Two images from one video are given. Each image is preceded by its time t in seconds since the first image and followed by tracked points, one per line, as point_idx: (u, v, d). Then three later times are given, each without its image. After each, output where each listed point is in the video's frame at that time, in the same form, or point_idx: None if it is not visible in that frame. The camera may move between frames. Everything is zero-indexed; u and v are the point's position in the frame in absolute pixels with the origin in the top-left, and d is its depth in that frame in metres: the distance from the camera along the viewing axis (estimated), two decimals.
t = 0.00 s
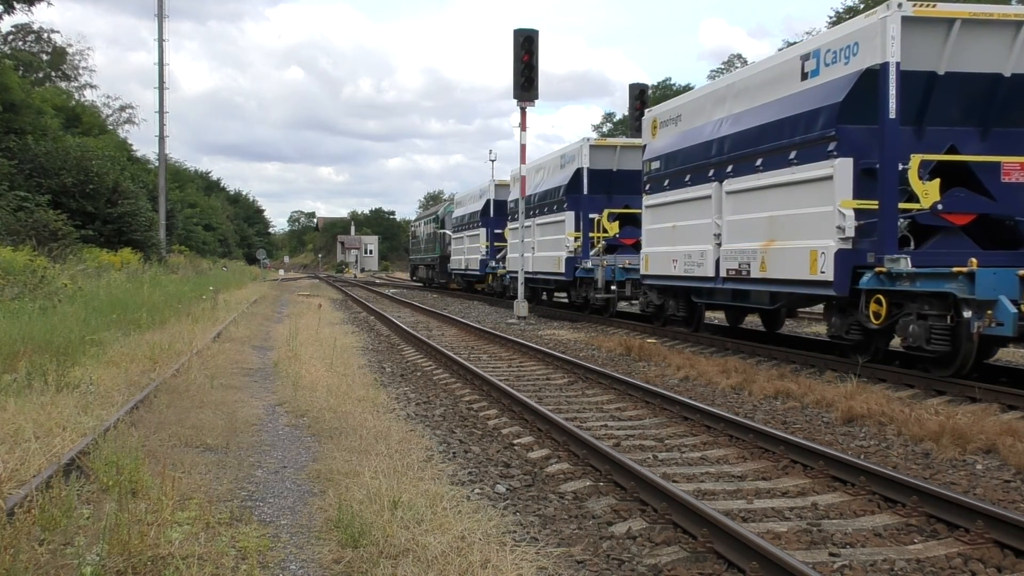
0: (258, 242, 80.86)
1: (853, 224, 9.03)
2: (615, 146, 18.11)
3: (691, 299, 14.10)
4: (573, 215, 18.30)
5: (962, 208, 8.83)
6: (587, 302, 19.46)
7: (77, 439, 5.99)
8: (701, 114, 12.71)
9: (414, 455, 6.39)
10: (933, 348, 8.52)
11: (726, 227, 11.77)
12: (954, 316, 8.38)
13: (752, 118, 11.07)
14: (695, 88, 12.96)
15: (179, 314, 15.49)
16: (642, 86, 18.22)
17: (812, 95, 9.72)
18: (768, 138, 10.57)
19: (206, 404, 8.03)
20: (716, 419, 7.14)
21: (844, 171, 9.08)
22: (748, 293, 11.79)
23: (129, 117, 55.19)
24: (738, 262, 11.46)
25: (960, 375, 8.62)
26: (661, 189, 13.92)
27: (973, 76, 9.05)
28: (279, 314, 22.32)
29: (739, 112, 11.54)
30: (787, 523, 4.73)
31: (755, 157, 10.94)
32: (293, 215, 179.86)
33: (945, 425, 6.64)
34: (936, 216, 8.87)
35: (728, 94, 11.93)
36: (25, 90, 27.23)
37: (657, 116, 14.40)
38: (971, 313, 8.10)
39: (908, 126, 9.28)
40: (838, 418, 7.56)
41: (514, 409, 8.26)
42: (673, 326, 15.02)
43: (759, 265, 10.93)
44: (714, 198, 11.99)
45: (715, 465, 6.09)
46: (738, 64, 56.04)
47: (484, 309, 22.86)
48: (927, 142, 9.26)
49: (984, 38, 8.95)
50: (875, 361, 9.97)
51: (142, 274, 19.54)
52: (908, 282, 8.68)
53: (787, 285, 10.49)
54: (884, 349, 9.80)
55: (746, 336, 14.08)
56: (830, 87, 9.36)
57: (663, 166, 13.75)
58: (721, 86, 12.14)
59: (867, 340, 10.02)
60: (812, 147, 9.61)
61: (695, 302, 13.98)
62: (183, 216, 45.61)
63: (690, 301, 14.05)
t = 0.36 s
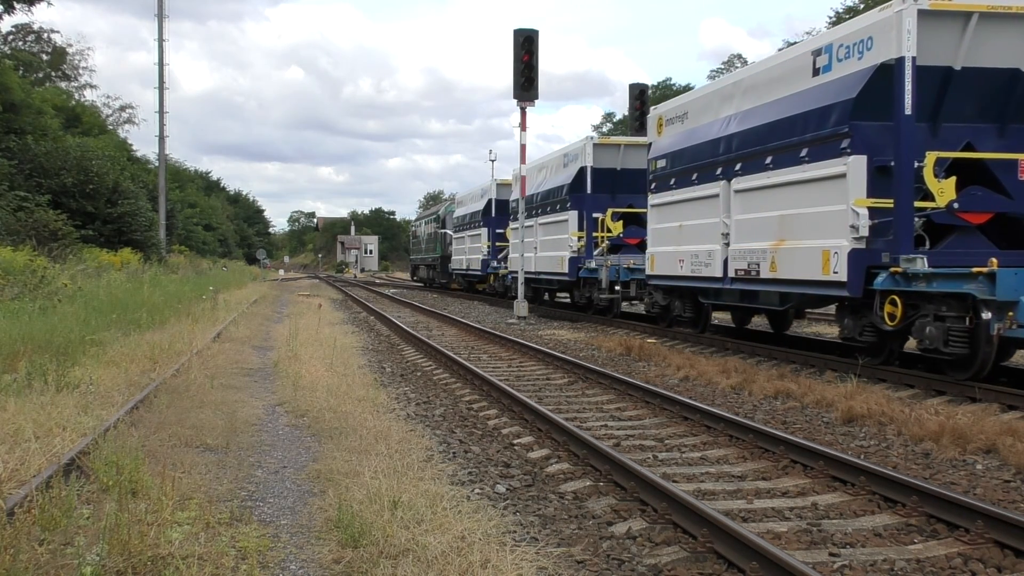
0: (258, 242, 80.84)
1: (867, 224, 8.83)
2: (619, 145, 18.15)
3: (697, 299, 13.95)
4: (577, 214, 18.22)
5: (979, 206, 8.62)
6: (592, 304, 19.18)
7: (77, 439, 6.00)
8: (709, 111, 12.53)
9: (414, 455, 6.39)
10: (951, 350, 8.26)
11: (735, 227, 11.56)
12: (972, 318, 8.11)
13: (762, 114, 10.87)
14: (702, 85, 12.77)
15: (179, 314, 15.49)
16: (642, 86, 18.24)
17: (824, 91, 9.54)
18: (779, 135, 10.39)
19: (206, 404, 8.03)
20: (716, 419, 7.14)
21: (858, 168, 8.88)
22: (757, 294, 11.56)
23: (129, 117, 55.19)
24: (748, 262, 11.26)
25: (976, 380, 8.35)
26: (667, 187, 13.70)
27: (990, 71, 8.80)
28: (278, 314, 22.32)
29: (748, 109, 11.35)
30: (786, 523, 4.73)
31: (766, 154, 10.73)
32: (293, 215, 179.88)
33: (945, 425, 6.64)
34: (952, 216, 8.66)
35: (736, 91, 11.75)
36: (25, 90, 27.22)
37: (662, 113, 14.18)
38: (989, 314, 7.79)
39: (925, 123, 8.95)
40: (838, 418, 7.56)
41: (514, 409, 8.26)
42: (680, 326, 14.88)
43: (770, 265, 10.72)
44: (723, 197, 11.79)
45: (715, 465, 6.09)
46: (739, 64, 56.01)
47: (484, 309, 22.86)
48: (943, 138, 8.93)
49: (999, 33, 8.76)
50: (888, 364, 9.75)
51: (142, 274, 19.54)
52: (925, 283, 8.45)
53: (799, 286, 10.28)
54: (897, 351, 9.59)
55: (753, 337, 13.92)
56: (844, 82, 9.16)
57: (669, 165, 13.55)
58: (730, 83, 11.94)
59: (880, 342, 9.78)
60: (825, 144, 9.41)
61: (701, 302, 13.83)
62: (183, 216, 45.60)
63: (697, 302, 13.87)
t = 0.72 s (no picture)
0: (258, 242, 80.85)
1: (881, 223, 8.53)
2: (622, 144, 18.12)
3: (703, 300, 13.68)
4: (580, 214, 18.18)
5: (997, 205, 8.45)
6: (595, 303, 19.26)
7: (77, 439, 6.00)
8: (716, 108, 12.23)
9: (413, 455, 6.39)
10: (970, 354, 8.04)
11: (743, 226, 11.23)
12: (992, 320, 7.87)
13: (771, 112, 10.58)
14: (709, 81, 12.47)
15: (179, 314, 15.50)
16: (642, 86, 18.30)
17: (836, 88, 9.25)
18: (789, 132, 10.09)
19: (206, 404, 8.03)
20: (716, 419, 7.14)
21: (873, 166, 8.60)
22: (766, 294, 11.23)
23: (129, 116, 55.22)
24: (757, 262, 10.92)
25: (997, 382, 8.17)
26: (672, 186, 13.40)
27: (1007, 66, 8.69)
28: (278, 314, 22.32)
29: (756, 105, 11.06)
30: (787, 523, 4.73)
31: (775, 152, 10.43)
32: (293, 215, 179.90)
33: (945, 425, 6.64)
34: (968, 215, 8.41)
35: (744, 88, 11.45)
36: (25, 90, 27.23)
37: (667, 111, 13.90)
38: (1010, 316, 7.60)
39: (940, 119, 8.88)
40: (838, 419, 7.56)
41: (514, 409, 8.26)
42: (685, 327, 14.69)
43: (779, 265, 10.38)
44: (730, 195, 11.46)
45: (715, 465, 6.08)
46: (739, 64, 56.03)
47: (484, 309, 22.86)
48: (959, 135, 8.85)
49: (1017, 25, 8.61)
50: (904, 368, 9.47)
51: (142, 274, 19.55)
52: (942, 284, 8.16)
53: (810, 287, 9.94)
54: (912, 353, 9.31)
55: (759, 339, 13.71)
56: (858, 78, 8.88)
57: (674, 163, 13.26)
58: (738, 79, 11.66)
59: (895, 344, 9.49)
60: (837, 142, 9.13)
61: (708, 303, 13.55)
62: (183, 216, 45.63)
63: (703, 303, 13.61)
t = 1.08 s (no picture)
0: (258, 242, 80.84)
1: (896, 222, 8.38)
2: (627, 142, 18.04)
3: (710, 300, 13.53)
4: (584, 213, 18.18)
5: (1014, 204, 8.25)
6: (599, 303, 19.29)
7: (77, 439, 5.99)
8: (724, 105, 12.08)
9: (414, 455, 6.39)
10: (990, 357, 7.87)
11: (752, 225, 11.08)
12: (1012, 323, 7.72)
13: (781, 108, 10.42)
14: (717, 78, 12.33)
15: (179, 315, 15.49)
16: (642, 86, 18.30)
17: (850, 83, 9.08)
18: (800, 129, 9.93)
19: (206, 404, 8.03)
20: (716, 419, 7.14)
21: (887, 163, 8.46)
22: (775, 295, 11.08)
23: (129, 117, 55.24)
24: (767, 262, 10.74)
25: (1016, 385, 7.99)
26: (678, 185, 13.29)
27: None
28: (278, 314, 22.32)
29: (766, 102, 10.90)
30: (787, 523, 4.73)
31: (786, 150, 10.27)
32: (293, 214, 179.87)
33: (945, 425, 6.64)
34: (986, 213, 8.24)
35: (754, 84, 11.29)
36: (25, 90, 27.22)
37: (674, 109, 13.80)
38: None
39: (957, 115, 8.84)
40: (838, 418, 7.57)
41: (514, 409, 8.26)
42: (691, 328, 14.55)
43: (790, 265, 10.21)
44: (739, 193, 11.31)
45: (715, 465, 6.08)
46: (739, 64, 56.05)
47: (484, 309, 22.85)
48: (976, 132, 8.79)
49: None
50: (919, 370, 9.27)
51: (141, 274, 19.55)
52: (960, 285, 8.00)
53: (821, 287, 9.77)
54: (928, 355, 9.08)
55: (767, 340, 13.59)
56: (873, 73, 8.72)
57: (681, 161, 13.12)
58: (747, 75, 11.51)
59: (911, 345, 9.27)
60: (851, 138, 8.98)
61: (715, 304, 13.44)
62: (183, 216, 45.62)
63: (710, 303, 13.51)
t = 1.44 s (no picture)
0: (258, 242, 80.87)
1: (912, 221, 8.14)
2: (630, 141, 17.95)
3: (717, 301, 13.34)
4: (588, 212, 18.16)
5: None
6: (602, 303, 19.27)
7: (77, 439, 6.00)
8: (733, 101, 11.96)
9: (414, 455, 6.39)
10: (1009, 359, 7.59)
11: (761, 224, 10.92)
12: None
13: (791, 105, 10.28)
14: (726, 74, 12.20)
15: (179, 314, 15.49)
16: (642, 86, 18.32)
17: (864, 79, 8.91)
18: (811, 126, 9.79)
19: (206, 404, 8.04)
20: (717, 419, 7.14)
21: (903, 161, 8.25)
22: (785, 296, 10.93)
23: (129, 116, 55.29)
24: (777, 262, 10.57)
25: None
26: (685, 184, 13.25)
27: None
28: (278, 314, 22.33)
29: (776, 99, 10.76)
30: (787, 523, 4.73)
31: (796, 148, 10.12)
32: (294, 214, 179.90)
33: (945, 425, 6.64)
34: (1004, 212, 8.16)
35: (763, 80, 11.14)
36: (25, 90, 27.22)
37: (681, 106, 13.75)
38: None
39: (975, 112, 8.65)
40: (838, 419, 7.56)
41: (514, 409, 8.27)
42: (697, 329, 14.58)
43: (801, 266, 10.03)
44: (748, 192, 11.15)
45: (715, 465, 6.08)
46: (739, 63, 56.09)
47: (484, 309, 22.87)
48: (995, 129, 8.60)
49: None
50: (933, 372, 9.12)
51: (142, 274, 19.56)
52: (980, 285, 7.68)
53: (833, 288, 9.59)
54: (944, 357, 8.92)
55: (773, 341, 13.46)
56: (887, 68, 8.54)
57: (689, 160, 13.09)
58: (756, 71, 11.36)
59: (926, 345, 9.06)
60: (864, 135, 8.82)
61: (722, 304, 13.24)
62: (183, 216, 45.66)
63: (717, 304, 13.28)
